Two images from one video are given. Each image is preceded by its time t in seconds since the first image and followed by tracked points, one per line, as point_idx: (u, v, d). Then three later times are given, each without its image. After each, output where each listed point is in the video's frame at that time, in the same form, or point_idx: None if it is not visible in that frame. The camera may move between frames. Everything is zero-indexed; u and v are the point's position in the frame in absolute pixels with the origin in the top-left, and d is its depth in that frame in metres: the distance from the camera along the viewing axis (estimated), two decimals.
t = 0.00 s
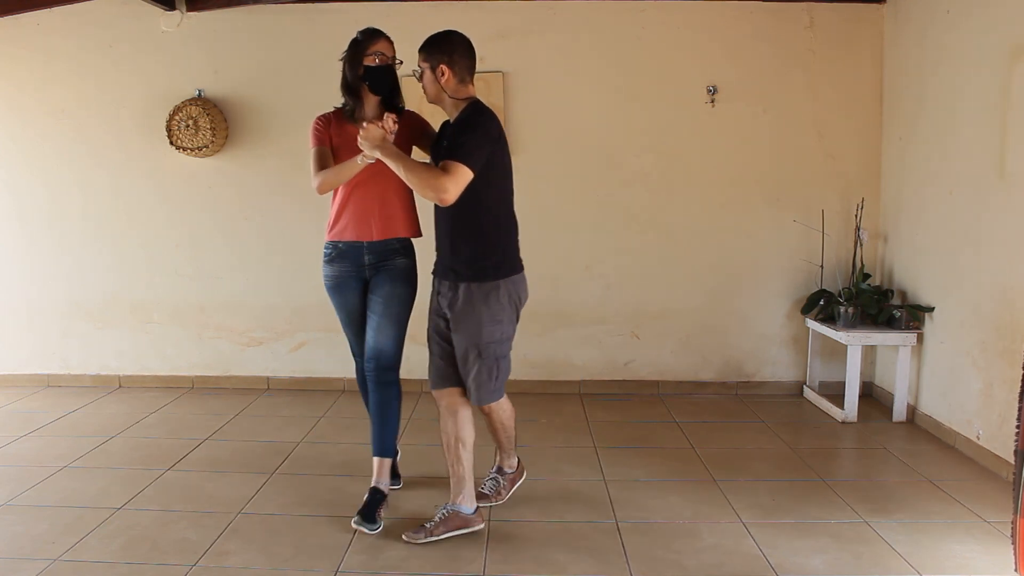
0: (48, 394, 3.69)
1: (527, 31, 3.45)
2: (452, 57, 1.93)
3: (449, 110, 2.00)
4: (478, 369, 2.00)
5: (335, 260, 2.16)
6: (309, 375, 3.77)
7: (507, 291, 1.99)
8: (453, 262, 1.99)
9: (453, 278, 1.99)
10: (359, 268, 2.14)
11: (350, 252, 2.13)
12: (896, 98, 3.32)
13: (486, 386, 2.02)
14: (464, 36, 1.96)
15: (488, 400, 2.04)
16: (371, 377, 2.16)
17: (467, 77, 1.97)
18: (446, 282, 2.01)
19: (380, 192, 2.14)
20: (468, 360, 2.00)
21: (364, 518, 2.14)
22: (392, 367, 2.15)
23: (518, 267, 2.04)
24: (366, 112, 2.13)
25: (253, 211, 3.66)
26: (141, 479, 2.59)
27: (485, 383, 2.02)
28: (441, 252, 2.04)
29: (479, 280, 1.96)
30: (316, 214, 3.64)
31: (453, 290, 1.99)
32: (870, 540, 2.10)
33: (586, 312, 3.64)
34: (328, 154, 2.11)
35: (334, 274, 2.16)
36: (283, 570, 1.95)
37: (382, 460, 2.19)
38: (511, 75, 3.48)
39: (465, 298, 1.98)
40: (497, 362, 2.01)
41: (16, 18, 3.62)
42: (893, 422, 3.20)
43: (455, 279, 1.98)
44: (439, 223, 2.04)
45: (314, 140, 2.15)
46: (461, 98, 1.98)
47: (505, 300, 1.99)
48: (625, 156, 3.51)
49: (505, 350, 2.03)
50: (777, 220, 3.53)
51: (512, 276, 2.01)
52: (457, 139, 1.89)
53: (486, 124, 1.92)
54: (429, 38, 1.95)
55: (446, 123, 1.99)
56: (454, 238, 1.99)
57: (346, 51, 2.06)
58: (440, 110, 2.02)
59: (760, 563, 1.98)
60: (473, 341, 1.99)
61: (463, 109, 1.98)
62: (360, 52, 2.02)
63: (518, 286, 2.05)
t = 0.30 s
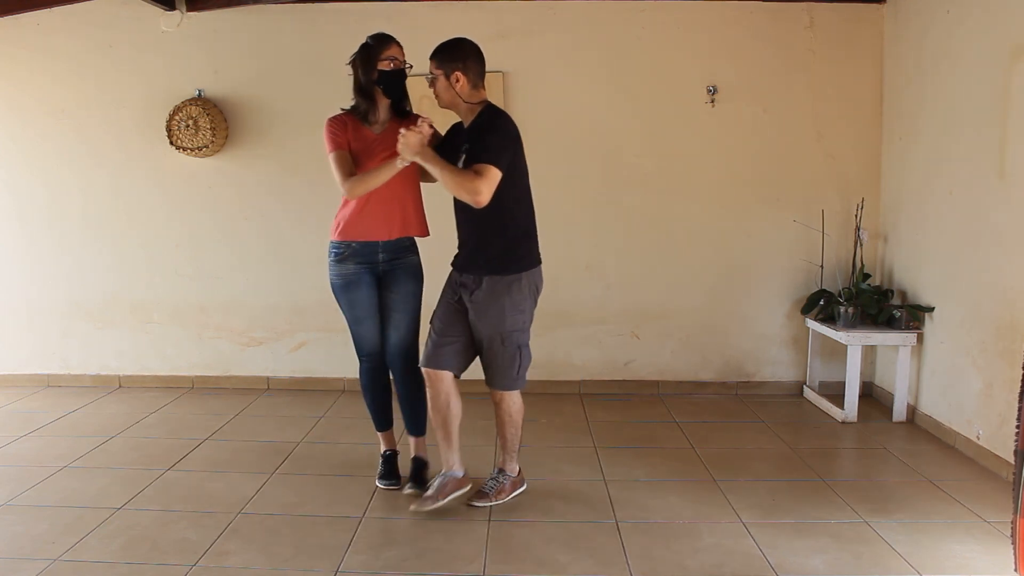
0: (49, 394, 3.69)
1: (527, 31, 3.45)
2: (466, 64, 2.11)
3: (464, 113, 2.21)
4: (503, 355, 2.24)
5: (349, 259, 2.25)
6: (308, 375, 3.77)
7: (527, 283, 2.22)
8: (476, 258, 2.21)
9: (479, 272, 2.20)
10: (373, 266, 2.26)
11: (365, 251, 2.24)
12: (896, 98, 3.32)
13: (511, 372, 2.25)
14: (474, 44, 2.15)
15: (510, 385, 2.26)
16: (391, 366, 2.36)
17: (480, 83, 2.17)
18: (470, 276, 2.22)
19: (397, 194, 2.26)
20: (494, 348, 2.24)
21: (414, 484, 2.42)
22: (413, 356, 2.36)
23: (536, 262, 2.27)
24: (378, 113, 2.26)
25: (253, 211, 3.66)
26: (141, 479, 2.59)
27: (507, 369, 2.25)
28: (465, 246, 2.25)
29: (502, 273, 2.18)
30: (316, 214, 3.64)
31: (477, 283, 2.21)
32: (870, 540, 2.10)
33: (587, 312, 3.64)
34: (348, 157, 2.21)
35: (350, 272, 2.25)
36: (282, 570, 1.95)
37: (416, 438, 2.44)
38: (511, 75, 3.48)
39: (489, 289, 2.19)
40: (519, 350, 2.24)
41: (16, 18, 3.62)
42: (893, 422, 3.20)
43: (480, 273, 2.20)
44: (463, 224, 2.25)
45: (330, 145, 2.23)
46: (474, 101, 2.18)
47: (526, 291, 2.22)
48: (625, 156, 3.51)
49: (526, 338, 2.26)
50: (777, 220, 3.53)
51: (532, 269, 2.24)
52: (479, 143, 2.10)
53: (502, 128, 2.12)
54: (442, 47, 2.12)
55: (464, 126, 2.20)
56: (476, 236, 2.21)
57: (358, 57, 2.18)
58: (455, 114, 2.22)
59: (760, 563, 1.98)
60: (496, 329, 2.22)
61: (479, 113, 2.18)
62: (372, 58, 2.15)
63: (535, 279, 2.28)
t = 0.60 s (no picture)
0: (49, 394, 3.69)
1: (527, 31, 3.45)
2: (478, 64, 2.21)
3: (475, 113, 2.33)
4: (509, 344, 2.32)
5: (378, 254, 2.31)
6: (308, 375, 3.77)
7: (532, 275, 2.32)
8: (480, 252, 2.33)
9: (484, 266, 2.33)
10: (398, 260, 2.36)
11: (393, 246, 2.33)
12: (897, 98, 3.32)
13: (517, 361, 2.32)
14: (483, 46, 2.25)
15: (516, 374, 2.31)
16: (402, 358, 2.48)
17: (490, 82, 2.28)
18: (477, 269, 2.35)
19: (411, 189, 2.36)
20: (499, 338, 2.33)
21: (426, 459, 2.65)
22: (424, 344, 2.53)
23: (541, 255, 2.36)
24: (390, 109, 2.32)
25: (253, 210, 3.66)
26: (141, 479, 2.58)
27: (513, 359, 2.32)
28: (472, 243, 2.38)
29: (508, 267, 2.29)
30: (316, 214, 3.64)
31: (485, 278, 2.32)
32: (870, 540, 2.10)
33: (587, 312, 3.64)
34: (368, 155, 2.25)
35: (381, 266, 2.32)
36: (282, 570, 1.95)
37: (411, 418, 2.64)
38: (511, 75, 3.48)
39: (496, 281, 2.30)
40: (524, 340, 2.32)
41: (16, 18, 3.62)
42: (893, 422, 3.20)
43: (488, 268, 2.31)
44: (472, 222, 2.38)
45: (346, 143, 2.25)
46: (483, 100, 2.30)
47: (530, 283, 2.31)
48: (625, 156, 3.51)
49: (531, 329, 2.34)
50: (777, 220, 3.53)
51: (536, 261, 2.33)
52: (492, 140, 2.21)
53: (513, 126, 2.24)
54: (452, 48, 2.22)
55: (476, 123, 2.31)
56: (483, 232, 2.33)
57: (371, 55, 2.23)
58: (466, 113, 2.34)
59: (760, 563, 1.98)
60: (503, 321, 2.31)
61: (489, 112, 2.30)
62: (388, 56, 2.22)
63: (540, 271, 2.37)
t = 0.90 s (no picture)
0: (49, 394, 3.69)
1: (527, 31, 3.44)
2: (485, 70, 2.23)
3: (480, 118, 2.34)
4: (504, 338, 2.33)
5: (399, 246, 2.35)
6: (308, 375, 3.77)
7: (533, 273, 2.34)
8: (482, 249, 2.37)
9: (484, 262, 2.36)
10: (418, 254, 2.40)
11: (414, 240, 2.37)
12: (897, 98, 3.32)
13: (510, 352, 2.32)
14: (489, 52, 2.26)
15: (508, 367, 2.32)
16: (410, 352, 2.50)
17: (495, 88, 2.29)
18: (478, 264, 2.39)
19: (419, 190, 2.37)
20: (496, 330, 2.34)
21: (425, 459, 2.67)
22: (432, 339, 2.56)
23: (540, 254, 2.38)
24: (399, 110, 2.34)
25: (253, 210, 3.66)
26: (141, 479, 2.58)
27: (506, 351, 2.32)
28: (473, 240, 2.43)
29: (508, 263, 2.31)
30: (316, 214, 3.64)
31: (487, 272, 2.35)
32: (871, 540, 2.10)
33: (586, 312, 3.64)
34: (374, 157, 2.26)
35: (403, 258, 2.35)
36: (282, 570, 1.95)
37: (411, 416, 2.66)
38: (511, 76, 3.48)
39: (496, 275, 2.33)
40: (519, 334, 2.33)
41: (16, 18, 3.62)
42: (893, 422, 3.20)
43: (490, 263, 2.34)
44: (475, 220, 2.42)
45: (354, 144, 2.27)
46: (488, 106, 2.32)
47: (530, 279, 2.33)
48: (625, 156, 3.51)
49: (528, 325, 2.35)
50: (777, 220, 3.53)
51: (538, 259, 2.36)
52: (497, 146, 2.24)
53: (518, 132, 2.27)
54: (459, 54, 2.23)
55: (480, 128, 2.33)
56: (486, 233, 2.35)
57: (378, 57, 2.24)
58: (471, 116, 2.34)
59: (760, 563, 1.98)
60: (501, 314, 2.33)
61: (494, 117, 2.32)
62: (395, 58, 2.24)
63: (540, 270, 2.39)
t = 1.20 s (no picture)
0: (49, 394, 3.69)
1: (527, 31, 3.44)
2: (491, 79, 2.33)
3: (486, 123, 2.44)
4: (519, 339, 2.47)
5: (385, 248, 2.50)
6: (308, 375, 3.77)
7: (540, 275, 2.46)
8: (491, 254, 2.44)
9: (493, 267, 2.43)
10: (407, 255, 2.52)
11: (402, 242, 2.50)
12: (897, 98, 3.32)
13: (522, 353, 2.48)
14: (496, 62, 2.36)
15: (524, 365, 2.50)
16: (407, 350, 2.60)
17: (501, 96, 2.40)
18: (487, 271, 2.45)
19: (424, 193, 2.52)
20: (510, 334, 2.47)
21: (421, 457, 2.68)
22: (434, 341, 2.61)
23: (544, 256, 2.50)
24: (405, 117, 2.50)
25: (253, 210, 3.66)
26: (141, 479, 2.58)
27: (523, 352, 2.48)
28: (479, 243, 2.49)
29: (518, 266, 2.41)
30: (316, 214, 3.64)
31: (494, 276, 2.43)
32: (870, 540, 2.10)
33: (586, 312, 3.64)
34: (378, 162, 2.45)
35: (387, 259, 2.51)
36: (282, 570, 1.95)
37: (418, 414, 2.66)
38: (511, 76, 3.48)
39: (508, 282, 2.42)
40: (532, 334, 2.49)
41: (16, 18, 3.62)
42: (893, 422, 3.20)
43: (498, 267, 2.43)
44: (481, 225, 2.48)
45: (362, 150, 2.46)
46: (494, 112, 2.42)
47: (539, 282, 2.46)
48: (625, 156, 3.51)
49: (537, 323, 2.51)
50: (777, 220, 3.53)
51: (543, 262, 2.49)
52: (503, 152, 2.34)
53: (524, 140, 2.38)
54: (467, 62, 2.33)
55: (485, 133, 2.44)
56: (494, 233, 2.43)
57: (389, 67, 2.41)
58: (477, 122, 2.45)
59: (760, 563, 1.98)
60: (512, 317, 2.45)
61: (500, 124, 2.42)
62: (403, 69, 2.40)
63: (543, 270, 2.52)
